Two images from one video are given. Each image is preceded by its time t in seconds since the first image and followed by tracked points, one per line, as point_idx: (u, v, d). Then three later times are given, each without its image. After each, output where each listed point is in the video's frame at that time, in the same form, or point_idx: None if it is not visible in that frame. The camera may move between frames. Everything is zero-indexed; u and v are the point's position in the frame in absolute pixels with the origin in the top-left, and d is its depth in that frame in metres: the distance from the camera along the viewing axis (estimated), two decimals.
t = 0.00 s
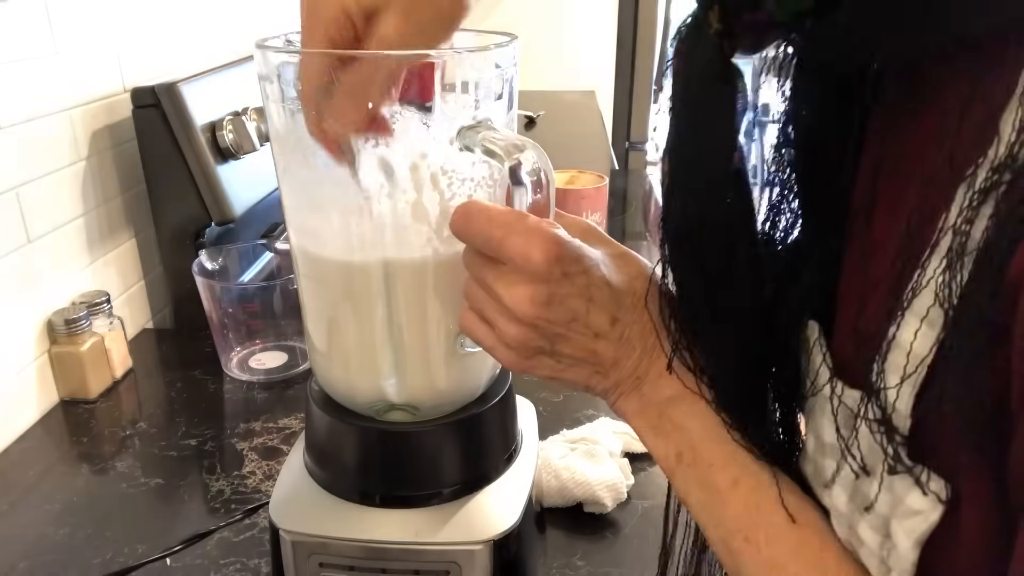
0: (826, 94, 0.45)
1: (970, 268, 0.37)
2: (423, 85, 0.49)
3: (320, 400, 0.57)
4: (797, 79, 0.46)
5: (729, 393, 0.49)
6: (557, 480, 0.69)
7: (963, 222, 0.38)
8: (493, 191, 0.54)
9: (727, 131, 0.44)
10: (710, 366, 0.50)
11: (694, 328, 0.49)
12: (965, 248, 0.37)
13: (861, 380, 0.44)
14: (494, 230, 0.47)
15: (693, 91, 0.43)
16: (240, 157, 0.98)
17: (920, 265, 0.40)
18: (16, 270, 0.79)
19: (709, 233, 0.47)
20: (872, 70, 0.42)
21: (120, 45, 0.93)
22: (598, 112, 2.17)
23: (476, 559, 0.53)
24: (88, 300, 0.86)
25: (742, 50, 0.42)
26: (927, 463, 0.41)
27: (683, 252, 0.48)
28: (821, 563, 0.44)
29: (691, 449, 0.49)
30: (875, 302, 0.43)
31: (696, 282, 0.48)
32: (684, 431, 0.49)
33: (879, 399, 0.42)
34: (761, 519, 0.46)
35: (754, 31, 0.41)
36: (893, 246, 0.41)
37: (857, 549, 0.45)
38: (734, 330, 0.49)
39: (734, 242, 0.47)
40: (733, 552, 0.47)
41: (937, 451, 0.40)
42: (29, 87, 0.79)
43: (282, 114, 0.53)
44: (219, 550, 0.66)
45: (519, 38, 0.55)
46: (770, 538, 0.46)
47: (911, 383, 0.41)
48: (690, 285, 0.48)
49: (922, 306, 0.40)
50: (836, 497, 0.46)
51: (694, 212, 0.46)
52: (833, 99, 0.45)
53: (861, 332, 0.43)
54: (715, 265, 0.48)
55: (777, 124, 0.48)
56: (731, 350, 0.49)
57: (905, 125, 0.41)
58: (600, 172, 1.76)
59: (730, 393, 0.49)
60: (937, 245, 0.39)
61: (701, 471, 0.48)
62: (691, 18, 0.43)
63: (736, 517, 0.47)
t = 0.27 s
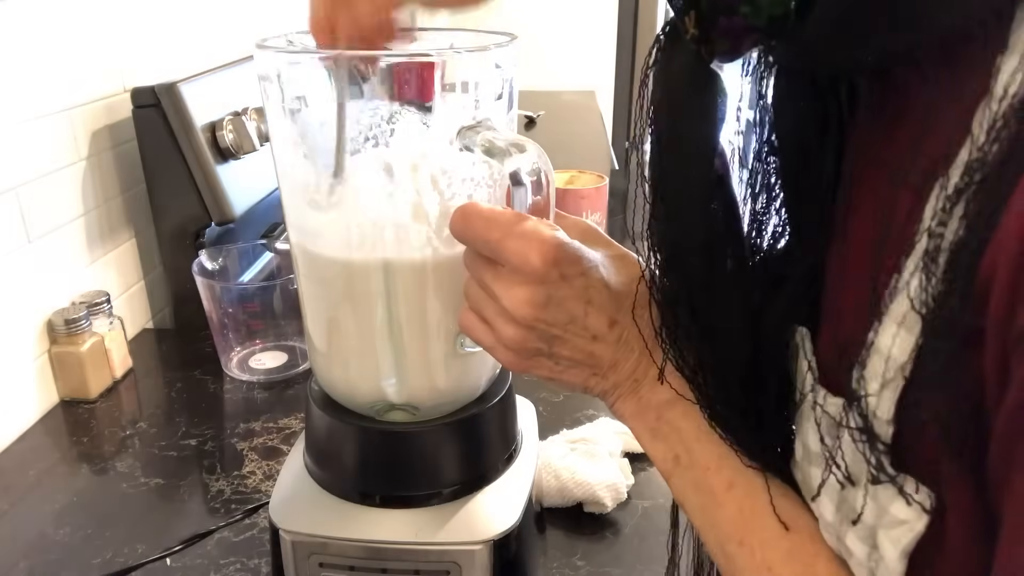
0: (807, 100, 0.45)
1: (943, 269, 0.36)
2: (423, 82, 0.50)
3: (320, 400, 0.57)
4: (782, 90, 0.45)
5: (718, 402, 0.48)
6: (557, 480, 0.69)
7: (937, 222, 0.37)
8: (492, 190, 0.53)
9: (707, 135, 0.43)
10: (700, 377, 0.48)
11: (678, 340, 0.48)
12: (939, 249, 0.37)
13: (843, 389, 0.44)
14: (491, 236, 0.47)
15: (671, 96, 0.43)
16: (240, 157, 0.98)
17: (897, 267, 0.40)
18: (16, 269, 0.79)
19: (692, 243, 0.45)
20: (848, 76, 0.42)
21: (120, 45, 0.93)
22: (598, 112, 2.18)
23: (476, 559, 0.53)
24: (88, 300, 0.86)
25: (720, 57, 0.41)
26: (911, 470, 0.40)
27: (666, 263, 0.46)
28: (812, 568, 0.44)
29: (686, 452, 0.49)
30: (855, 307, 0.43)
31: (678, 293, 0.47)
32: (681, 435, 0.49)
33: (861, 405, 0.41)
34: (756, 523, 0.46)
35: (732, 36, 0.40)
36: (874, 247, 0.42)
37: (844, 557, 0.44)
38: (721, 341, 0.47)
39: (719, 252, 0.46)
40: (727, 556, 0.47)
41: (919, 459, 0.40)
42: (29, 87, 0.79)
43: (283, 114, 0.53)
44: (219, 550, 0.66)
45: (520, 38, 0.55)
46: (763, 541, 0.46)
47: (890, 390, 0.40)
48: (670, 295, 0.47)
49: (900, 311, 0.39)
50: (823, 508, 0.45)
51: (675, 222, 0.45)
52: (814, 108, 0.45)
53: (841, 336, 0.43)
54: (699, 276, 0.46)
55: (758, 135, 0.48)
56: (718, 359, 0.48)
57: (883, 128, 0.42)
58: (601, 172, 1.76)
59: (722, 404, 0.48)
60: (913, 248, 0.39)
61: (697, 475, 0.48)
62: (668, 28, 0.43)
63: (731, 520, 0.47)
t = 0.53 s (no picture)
0: (808, 99, 0.44)
1: (948, 259, 0.36)
2: (423, 82, 0.49)
3: (320, 400, 0.57)
4: (781, 89, 0.45)
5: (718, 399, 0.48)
6: (557, 480, 0.69)
7: (939, 214, 0.37)
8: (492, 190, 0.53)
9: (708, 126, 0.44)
10: (700, 373, 0.48)
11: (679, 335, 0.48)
12: (943, 241, 0.36)
13: (846, 379, 0.43)
14: (491, 236, 0.47)
15: (673, 89, 0.43)
16: (241, 157, 0.98)
17: (899, 259, 0.40)
18: (16, 269, 0.79)
19: (694, 236, 0.46)
20: (850, 72, 0.43)
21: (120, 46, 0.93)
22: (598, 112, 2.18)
23: (476, 559, 0.53)
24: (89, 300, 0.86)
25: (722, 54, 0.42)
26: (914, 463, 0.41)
27: (667, 258, 0.47)
28: (814, 566, 0.45)
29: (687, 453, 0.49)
30: (855, 302, 0.42)
31: (679, 287, 0.47)
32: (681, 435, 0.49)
33: (864, 400, 0.41)
34: (758, 523, 0.46)
35: (733, 29, 0.40)
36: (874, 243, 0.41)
37: (845, 552, 0.44)
38: (723, 335, 0.47)
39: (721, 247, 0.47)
40: (728, 555, 0.47)
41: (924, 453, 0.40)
42: (29, 87, 0.79)
43: (284, 114, 0.54)
44: (219, 550, 0.66)
45: (519, 39, 0.55)
46: (765, 541, 0.46)
47: (894, 382, 0.40)
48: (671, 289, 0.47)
49: (903, 303, 0.39)
50: (823, 501, 0.45)
51: (677, 217, 0.45)
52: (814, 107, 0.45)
53: (841, 331, 0.43)
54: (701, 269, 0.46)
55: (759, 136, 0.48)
56: (718, 355, 0.48)
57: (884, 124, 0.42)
58: (601, 172, 1.77)
59: (721, 401, 0.48)
60: (916, 238, 0.38)
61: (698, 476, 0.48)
62: (669, 24, 0.44)
63: (733, 520, 0.47)
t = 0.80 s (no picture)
0: (815, 95, 0.45)
1: (958, 250, 0.37)
2: (424, 81, 0.50)
3: (320, 400, 0.57)
4: (789, 84, 0.46)
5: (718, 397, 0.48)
6: (557, 480, 0.69)
7: (947, 205, 0.38)
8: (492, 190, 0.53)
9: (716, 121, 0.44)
10: (702, 371, 0.48)
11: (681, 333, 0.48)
12: (953, 233, 0.37)
13: (852, 375, 0.44)
14: (494, 237, 0.47)
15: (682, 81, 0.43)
16: (241, 157, 0.98)
17: (905, 252, 0.40)
18: (16, 269, 0.79)
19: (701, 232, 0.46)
20: (861, 63, 0.43)
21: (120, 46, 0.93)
22: (598, 112, 2.18)
23: (476, 559, 0.53)
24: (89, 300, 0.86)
25: (730, 47, 0.43)
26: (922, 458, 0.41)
27: (672, 254, 0.47)
28: (815, 566, 0.45)
29: (687, 451, 0.49)
30: (859, 296, 0.43)
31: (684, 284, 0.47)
32: (681, 435, 0.49)
33: (871, 395, 0.42)
34: (759, 523, 0.46)
35: (742, 23, 0.41)
36: (880, 237, 0.42)
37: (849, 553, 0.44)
38: (727, 332, 0.47)
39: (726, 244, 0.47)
40: (730, 555, 0.47)
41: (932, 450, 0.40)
42: (30, 87, 0.79)
43: (284, 115, 0.54)
44: (219, 550, 0.66)
45: (519, 39, 0.55)
46: (766, 541, 0.46)
47: (902, 375, 0.40)
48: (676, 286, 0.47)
49: (910, 296, 0.40)
50: (828, 499, 0.45)
51: (681, 212, 0.45)
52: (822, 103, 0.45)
53: (845, 327, 0.44)
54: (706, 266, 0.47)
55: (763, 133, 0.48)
56: (721, 353, 0.48)
57: (892, 121, 0.42)
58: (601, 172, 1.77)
59: (721, 399, 0.48)
60: (923, 231, 0.39)
61: (698, 475, 0.48)
62: (680, 16, 0.43)
63: (734, 519, 0.47)
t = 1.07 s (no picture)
0: (827, 87, 0.43)
1: (965, 248, 0.37)
2: (424, 81, 0.50)
3: (320, 400, 0.57)
4: (797, 76, 0.43)
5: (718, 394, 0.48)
6: (557, 480, 0.69)
7: (953, 203, 0.38)
8: (492, 190, 0.52)
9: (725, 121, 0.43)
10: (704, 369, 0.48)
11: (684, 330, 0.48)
12: (958, 232, 0.38)
13: (856, 373, 0.44)
14: (493, 237, 0.47)
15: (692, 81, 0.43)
16: (240, 157, 0.98)
17: (910, 249, 0.40)
18: (16, 269, 0.79)
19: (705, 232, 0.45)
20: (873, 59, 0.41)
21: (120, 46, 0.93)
22: (598, 112, 2.18)
23: (476, 559, 0.53)
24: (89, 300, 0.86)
25: (742, 42, 0.42)
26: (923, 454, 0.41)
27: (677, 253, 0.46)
28: (815, 563, 0.45)
29: (687, 452, 0.49)
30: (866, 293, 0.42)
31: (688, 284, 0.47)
32: (681, 435, 0.49)
33: (875, 391, 0.42)
34: (761, 522, 0.47)
35: (755, 20, 0.41)
36: (886, 234, 0.42)
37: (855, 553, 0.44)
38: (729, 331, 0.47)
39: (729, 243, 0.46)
40: (732, 553, 0.47)
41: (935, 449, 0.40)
42: (29, 87, 0.79)
43: (284, 115, 0.54)
44: (219, 550, 0.66)
45: (519, 39, 0.55)
46: (767, 539, 0.46)
47: (906, 372, 0.40)
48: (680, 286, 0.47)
49: (915, 293, 0.40)
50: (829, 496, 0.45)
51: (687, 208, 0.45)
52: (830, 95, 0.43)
53: (849, 324, 0.43)
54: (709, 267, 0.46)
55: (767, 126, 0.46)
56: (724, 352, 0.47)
57: (902, 116, 0.41)
58: (601, 172, 1.77)
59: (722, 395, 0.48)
60: (929, 228, 0.39)
61: (699, 475, 0.48)
62: (691, 12, 0.42)
63: (735, 518, 0.47)
